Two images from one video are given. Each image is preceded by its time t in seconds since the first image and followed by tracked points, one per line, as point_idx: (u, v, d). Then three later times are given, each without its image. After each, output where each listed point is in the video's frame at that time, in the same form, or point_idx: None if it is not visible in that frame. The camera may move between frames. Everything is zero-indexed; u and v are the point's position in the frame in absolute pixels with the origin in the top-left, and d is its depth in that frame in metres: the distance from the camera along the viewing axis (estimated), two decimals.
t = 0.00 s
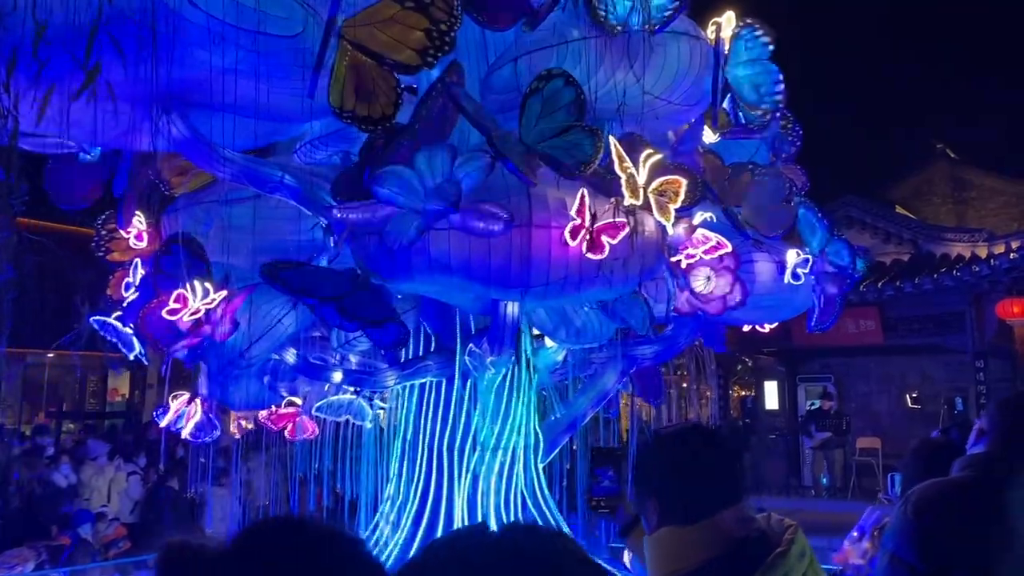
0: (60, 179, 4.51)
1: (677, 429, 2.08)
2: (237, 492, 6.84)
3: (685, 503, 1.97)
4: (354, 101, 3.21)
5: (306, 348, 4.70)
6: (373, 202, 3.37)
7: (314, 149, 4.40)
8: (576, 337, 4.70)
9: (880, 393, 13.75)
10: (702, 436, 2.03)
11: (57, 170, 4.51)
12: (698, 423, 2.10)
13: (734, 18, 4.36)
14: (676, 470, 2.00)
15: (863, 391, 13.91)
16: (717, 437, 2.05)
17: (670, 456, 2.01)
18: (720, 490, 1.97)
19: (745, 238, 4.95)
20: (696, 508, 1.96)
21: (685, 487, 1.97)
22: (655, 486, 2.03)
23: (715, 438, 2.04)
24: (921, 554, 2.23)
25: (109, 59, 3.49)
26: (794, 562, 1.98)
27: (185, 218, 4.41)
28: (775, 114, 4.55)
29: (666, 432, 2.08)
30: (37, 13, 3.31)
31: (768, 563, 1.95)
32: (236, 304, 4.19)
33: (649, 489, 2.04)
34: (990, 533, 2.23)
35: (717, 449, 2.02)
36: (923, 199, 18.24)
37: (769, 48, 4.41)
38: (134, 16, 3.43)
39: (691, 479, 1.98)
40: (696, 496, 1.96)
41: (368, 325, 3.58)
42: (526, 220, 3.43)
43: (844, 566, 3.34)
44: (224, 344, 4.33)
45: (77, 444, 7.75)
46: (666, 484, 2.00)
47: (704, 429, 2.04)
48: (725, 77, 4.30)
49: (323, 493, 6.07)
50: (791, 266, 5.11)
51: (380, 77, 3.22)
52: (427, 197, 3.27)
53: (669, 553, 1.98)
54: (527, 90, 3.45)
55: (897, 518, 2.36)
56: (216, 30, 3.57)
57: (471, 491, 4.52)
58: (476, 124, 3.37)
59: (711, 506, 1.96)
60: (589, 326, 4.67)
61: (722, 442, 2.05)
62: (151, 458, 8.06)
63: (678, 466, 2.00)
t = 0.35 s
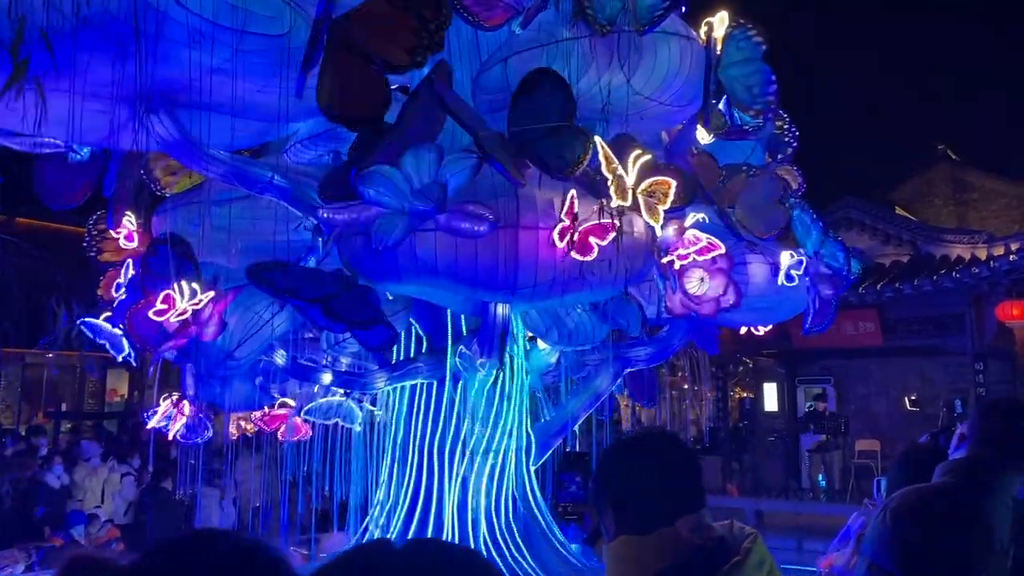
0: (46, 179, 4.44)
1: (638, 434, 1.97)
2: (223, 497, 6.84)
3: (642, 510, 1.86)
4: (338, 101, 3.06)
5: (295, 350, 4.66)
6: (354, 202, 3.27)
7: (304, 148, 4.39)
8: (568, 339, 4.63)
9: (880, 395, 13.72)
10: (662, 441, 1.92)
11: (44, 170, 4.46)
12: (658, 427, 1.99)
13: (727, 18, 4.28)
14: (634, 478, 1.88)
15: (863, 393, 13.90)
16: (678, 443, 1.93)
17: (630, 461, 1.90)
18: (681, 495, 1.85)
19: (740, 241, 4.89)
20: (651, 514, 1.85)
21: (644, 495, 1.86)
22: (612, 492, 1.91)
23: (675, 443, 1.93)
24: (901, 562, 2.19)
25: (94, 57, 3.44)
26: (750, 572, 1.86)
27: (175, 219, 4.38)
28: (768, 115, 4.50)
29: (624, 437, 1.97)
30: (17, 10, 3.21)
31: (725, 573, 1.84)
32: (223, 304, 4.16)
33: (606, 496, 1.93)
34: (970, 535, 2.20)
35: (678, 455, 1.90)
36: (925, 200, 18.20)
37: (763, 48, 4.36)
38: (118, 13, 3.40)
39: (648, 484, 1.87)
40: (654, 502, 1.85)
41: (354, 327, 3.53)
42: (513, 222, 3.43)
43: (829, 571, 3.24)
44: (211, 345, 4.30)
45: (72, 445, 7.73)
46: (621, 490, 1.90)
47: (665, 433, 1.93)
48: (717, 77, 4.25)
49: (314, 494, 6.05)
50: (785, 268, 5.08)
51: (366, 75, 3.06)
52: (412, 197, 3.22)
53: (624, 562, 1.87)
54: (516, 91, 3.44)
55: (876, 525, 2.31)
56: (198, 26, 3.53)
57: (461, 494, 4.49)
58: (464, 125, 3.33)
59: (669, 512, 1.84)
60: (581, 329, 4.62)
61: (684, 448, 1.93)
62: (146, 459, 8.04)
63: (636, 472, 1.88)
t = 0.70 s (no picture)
0: (35, 179, 4.39)
1: (594, 436, 1.93)
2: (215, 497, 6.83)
3: (591, 515, 1.84)
4: (329, 99, 3.08)
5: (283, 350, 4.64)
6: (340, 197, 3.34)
7: (292, 147, 4.37)
8: (559, 338, 4.63)
9: (880, 396, 13.67)
10: (617, 444, 1.88)
11: (35, 168, 4.40)
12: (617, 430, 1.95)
13: (718, 15, 4.23)
14: (584, 482, 1.85)
15: (863, 394, 13.86)
16: (635, 448, 1.89)
17: (578, 467, 1.86)
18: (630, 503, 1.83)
19: (733, 241, 4.92)
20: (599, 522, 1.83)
21: (594, 500, 1.84)
22: (564, 496, 1.89)
23: (632, 447, 1.89)
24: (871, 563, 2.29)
25: (73, 54, 3.42)
26: None
27: (166, 218, 4.38)
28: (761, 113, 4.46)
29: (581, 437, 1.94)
30: None
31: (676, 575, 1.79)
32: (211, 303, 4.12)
33: (557, 499, 1.91)
34: (940, 541, 2.29)
35: (632, 461, 1.86)
36: (928, 201, 18.14)
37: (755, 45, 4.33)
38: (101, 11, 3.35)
39: (597, 488, 1.84)
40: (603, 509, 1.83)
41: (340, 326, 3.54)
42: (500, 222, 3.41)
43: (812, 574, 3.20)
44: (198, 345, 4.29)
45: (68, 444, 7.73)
46: (568, 493, 1.88)
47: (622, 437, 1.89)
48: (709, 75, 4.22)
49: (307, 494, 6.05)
50: (779, 267, 5.07)
51: (357, 74, 3.08)
52: (397, 194, 3.21)
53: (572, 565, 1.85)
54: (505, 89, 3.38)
55: (852, 528, 2.38)
56: (182, 24, 3.46)
57: (451, 495, 4.47)
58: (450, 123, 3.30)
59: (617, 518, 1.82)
60: (571, 328, 4.61)
61: (640, 453, 1.89)
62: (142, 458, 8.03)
63: (584, 476, 1.85)
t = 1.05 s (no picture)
0: (27, 175, 4.37)
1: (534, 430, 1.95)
2: (210, 494, 6.87)
3: (525, 510, 1.84)
4: (317, 96, 3.07)
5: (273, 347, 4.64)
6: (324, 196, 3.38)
7: (281, 145, 4.31)
8: (550, 337, 4.62)
9: (882, 398, 13.41)
10: (554, 439, 1.89)
11: (26, 165, 4.38)
12: (559, 425, 1.96)
13: (709, 12, 4.24)
14: (520, 477, 1.86)
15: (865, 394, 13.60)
16: (573, 443, 1.90)
17: (513, 462, 1.88)
18: (563, 499, 1.83)
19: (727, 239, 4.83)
20: (532, 517, 1.83)
21: (527, 496, 1.85)
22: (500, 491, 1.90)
23: (570, 443, 1.90)
24: (836, 564, 2.45)
25: (53, 51, 3.41)
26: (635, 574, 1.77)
27: (157, 216, 4.39)
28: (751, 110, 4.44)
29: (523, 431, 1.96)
30: None
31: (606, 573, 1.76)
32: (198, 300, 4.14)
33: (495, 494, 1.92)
34: (905, 538, 2.42)
35: (567, 456, 1.87)
36: (932, 201, 18.10)
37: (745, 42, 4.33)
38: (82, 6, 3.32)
39: (531, 483, 1.85)
40: (536, 504, 1.83)
41: (323, 324, 3.51)
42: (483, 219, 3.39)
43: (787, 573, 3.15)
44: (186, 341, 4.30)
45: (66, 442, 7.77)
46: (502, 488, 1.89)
47: (561, 432, 1.89)
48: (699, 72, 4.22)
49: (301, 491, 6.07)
50: (772, 266, 5.01)
51: (345, 73, 3.07)
52: (379, 192, 3.22)
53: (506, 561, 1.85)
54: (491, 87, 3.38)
55: (819, 526, 2.55)
56: (164, 22, 3.42)
57: (440, 495, 4.47)
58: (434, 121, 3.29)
59: (550, 514, 1.82)
60: (562, 325, 4.60)
61: (579, 448, 1.90)
62: (140, 457, 8.05)
63: (523, 473, 1.86)
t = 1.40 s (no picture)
0: (25, 171, 4.39)
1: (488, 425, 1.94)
2: (211, 491, 6.90)
3: (474, 504, 1.82)
4: (309, 92, 3.00)
5: (268, 343, 4.65)
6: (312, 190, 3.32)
7: (279, 140, 4.32)
8: (544, 334, 4.57)
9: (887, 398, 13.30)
10: (505, 431, 1.89)
11: (23, 161, 4.39)
12: (514, 420, 1.95)
13: (703, 7, 4.22)
14: (471, 471, 1.85)
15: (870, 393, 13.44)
16: (526, 438, 1.89)
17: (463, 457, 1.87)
18: (511, 492, 1.81)
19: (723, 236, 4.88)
20: (480, 512, 1.82)
21: (477, 490, 1.83)
22: (450, 487, 1.88)
23: (524, 438, 1.89)
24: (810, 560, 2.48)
25: (47, 46, 3.45)
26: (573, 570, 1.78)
27: (155, 215, 4.40)
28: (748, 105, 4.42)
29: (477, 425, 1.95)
30: None
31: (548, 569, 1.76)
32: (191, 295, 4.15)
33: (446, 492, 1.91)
34: (875, 535, 2.43)
35: (520, 450, 1.86)
36: (940, 199, 18.02)
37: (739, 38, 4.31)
38: (73, 1, 3.36)
39: (481, 478, 1.84)
40: (485, 499, 1.82)
41: (313, 320, 3.52)
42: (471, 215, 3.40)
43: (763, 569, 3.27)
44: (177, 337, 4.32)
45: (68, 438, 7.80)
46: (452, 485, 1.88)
47: (514, 426, 1.89)
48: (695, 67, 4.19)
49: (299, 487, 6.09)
50: (769, 264, 5.01)
51: (337, 67, 3.01)
52: (368, 187, 3.24)
53: (455, 558, 1.84)
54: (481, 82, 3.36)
55: (794, 524, 2.59)
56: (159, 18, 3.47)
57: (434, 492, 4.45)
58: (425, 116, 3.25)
59: (498, 509, 1.80)
60: (557, 322, 4.56)
61: (532, 445, 1.89)
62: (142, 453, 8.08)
63: (474, 466, 1.85)
